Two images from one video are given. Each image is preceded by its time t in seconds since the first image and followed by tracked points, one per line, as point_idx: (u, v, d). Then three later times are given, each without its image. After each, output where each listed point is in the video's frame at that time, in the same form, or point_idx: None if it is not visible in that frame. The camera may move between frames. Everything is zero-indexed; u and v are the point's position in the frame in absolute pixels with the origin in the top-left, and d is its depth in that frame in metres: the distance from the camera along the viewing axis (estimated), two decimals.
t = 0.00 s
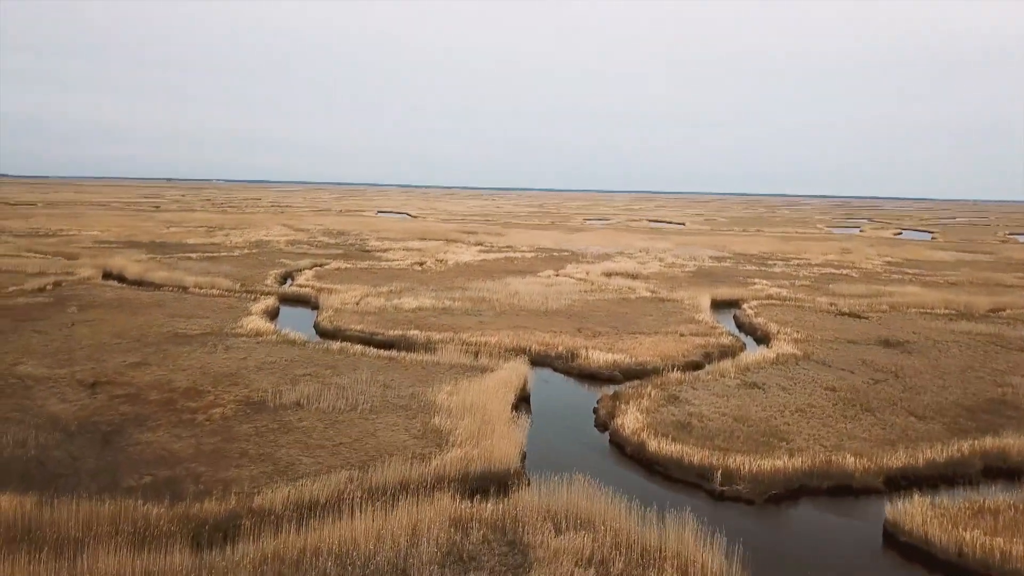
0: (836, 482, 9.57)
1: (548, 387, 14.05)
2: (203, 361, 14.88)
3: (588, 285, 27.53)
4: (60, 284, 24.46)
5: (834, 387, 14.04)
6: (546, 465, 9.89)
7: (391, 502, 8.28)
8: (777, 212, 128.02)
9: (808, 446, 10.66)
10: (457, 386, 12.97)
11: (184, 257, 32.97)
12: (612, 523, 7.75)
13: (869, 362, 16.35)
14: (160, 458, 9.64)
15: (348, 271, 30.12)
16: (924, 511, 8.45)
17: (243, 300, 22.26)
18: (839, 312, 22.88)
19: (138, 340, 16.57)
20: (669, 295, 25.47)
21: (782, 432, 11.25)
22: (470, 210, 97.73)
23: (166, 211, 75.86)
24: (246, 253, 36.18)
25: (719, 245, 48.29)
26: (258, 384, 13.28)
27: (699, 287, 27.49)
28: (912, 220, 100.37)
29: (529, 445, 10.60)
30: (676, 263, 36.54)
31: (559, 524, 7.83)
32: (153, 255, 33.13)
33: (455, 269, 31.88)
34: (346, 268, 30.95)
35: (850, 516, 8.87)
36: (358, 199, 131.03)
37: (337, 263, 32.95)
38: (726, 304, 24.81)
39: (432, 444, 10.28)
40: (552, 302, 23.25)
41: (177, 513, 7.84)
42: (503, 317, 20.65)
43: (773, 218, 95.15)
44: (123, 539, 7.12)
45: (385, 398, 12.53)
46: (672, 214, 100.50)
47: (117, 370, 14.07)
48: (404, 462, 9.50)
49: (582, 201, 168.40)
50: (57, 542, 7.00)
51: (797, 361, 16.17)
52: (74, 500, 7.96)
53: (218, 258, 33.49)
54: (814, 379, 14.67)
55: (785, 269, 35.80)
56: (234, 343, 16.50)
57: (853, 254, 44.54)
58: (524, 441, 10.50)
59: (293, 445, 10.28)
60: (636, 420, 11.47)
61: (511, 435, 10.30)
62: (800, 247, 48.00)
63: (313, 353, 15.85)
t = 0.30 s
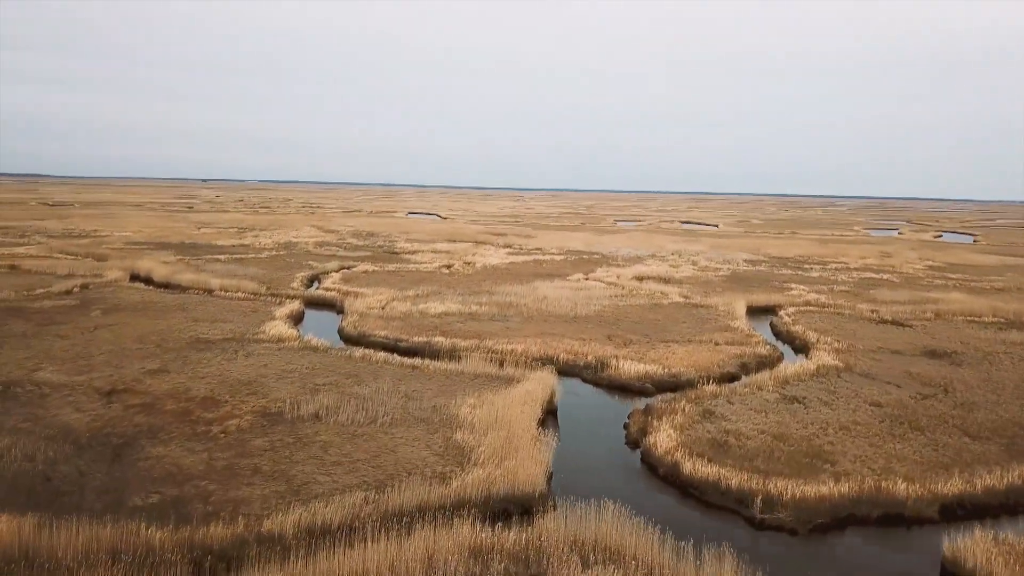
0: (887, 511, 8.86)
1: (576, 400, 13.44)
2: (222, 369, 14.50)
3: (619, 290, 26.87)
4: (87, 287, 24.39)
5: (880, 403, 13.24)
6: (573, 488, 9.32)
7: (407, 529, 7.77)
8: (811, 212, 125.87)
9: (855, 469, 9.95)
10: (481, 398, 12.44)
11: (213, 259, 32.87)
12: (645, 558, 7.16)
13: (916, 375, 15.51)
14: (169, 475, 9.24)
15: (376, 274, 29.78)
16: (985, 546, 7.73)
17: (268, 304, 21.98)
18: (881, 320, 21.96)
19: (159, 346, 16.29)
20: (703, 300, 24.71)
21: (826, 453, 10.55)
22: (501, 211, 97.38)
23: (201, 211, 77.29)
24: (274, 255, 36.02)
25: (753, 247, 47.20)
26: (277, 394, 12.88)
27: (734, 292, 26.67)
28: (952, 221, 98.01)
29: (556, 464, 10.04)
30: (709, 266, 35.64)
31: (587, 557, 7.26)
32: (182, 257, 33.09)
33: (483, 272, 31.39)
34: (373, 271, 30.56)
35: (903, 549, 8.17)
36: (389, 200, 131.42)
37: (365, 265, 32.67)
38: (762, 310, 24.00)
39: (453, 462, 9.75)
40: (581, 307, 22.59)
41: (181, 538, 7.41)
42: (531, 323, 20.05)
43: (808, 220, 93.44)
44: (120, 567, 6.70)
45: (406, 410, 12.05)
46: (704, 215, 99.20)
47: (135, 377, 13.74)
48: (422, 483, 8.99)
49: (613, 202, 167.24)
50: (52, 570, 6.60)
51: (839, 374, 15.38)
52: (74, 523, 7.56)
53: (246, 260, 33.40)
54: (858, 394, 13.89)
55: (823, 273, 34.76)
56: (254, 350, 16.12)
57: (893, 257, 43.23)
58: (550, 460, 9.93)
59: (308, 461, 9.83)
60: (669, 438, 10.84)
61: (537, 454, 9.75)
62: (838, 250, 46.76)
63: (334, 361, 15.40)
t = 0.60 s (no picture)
0: (940, 544, 8.17)
1: (603, 414, 12.84)
2: (239, 377, 14.13)
3: (648, 294, 26.19)
4: (111, 289, 24.27)
5: (927, 420, 12.49)
6: (599, 513, 8.74)
7: (420, 561, 7.25)
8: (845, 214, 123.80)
9: (903, 496, 9.25)
10: (504, 411, 11.91)
11: (238, 261, 32.74)
12: None
13: (963, 389, 14.69)
14: (175, 494, 8.82)
15: (400, 277, 29.40)
16: None
17: (290, 308, 21.67)
18: (922, 328, 21.06)
19: (177, 352, 15.98)
20: (735, 306, 23.95)
21: (872, 477, 9.85)
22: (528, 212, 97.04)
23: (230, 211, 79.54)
24: (298, 257, 35.82)
25: (786, 251, 46.15)
26: (293, 404, 12.46)
27: (767, 298, 25.86)
28: (991, 223, 95.58)
29: (581, 486, 9.47)
30: (741, 271, 34.79)
31: None
32: (207, 259, 33.00)
33: (509, 275, 30.88)
34: (397, 274, 30.18)
35: None
36: (417, 200, 131.63)
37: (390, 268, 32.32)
38: (796, 317, 23.19)
39: (472, 484, 9.23)
40: (609, 313, 21.97)
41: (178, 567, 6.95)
42: (556, 330, 19.47)
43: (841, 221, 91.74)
44: None
45: (425, 424, 11.54)
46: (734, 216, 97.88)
47: (150, 385, 13.40)
48: (439, 507, 8.47)
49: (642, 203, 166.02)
50: None
51: (880, 387, 14.61)
52: (71, 549, 7.16)
53: (271, 262, 33.23)
54: (902, 409, 13.14)
55: (859, 278, 33.73)
56: (273, 358, 15.74)
57: (932, 261, 41.94)
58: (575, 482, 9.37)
59: (321, 480, 9.36)
60: (702, 459, 10.22)
61: (561, 476, 9.19)
62: (874, 254, 45.53)
63: (353, 368, 14.96)
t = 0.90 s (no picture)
0: None
1: (631, 429, 12.22)
2: (255, 386, 13.72)
3: (677, 300, 25.49)
4: (132, 293, 24.06)
5: (976, 440, 11.73)
6: (627, 542, 8.16)
7: None
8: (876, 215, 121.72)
9: (956, 527, 8.56)
10: (527, 426, 11.35)
11: (261, 264, 32.49)
12: None
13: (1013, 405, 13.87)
14: (180, 516, 8.39)
15: (424, 280, 28.98)
16: None
17: (311, 313, 21.30)
18: (965, 338, 20.17)
19: (194, 359, 15.63)
20: (767, 313, 23.19)
21: (921, 505, 9.16)
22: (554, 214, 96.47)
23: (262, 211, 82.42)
24: (322, 260, 35.54)
25: (818, 254, 45.05)
26: (307, 417, 12.01)
27: (800, 304, 25.05)
28: None
29: (607, 511, 8.88)
30: (773, 275, 33.88)
31: None
32: (230, 261, 32.81)
33: (535, 279, 30.32)
34: (421, 277, 29.73)
35: None
36: (443, 202, 131.61)
37: (413, 271, 31.91)
38: (831, 325, 22.37)
39: (492, 508, 8.68)
40: (636, 320, 21.30)
41: None
42: (582, 337, 18.85)
43: (874, 224, 90.01)
44: None
45: (444, 439, 11.02)
46: (763, 219, 96.51)
47: (163, 395, 13.02)
48: (456, 534, 7.95)
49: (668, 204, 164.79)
50: None
51: (925, 403, 13.84)
52: None
53: (295, 264, 32.98)
54: (949, 427, 12.36)
55: (895, 283, 32.72)
56: (290, 366, 15.32)
57: (971, 266, 40.68)
58: (601, 508, 8.78)
59: (332, 500, 8.89)
60: (737, 481, 9.59)
61: (586, 501, 8.63)
62: (910, 258, 44.31)
63: (372, 377, 14.48)
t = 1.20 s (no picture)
0: None
1: (661, 446, 11.61)
2: (271, 396, 13.32)
3: (707, 306, 24.78)
4: (155, 296, 23.89)
5: None
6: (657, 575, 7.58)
7: None
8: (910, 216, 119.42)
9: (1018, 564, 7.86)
10: (551, 444, 10.79)
11: (285, 266, 32.30)
12: None
13: None
14: (185, 539, 7.97)
15: (448, 284, 28.56)
16: None
17: (333, 318, 20.95)
18: (1012, 348, 19.25)
19: (211, 366, 15.29)
20: (802, 320, 22.40)
21: (978, 538, 8.45)
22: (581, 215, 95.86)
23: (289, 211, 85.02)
24: (347, 262, 35.27)
25: (852, 257, 43.93)
26: (323, 430, 11.56)
27: (836, 311, 24.22)
28: None
29: (636, 539, 8.31)
30: (806, 279, 32.98)
31: None
32: (255, 263, 32.63)
33: (561, 283, 29.76)
34: (445, 281, 29.27)
35: None
36: (470, 202, 131.50)
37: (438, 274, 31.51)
38: (869, 333, 21.53)
39: (514, 535, 8.15)
40: (666, 327, 20.64)
41: None
42: (609, 346, 18.24)
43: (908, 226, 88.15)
44: None
45: (464, 456, 10.52)
46: (795, 220, 95.03)
47: (177, 404, 12.67)
48: (474, 566, 7.43)
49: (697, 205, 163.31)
50: None
51: (974, 420, 13.05)
52: None
53: (319, 267, 32.75)
54: (1001, 448, 11.59)
55: (935, 288, 31.66)
56: (309, 374, 14.91)
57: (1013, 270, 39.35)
58: (629, 536, 8.21)
59: (344, 524, 8.40)
60: (776, 507, 8.96)
61: (614, 530, 8.06)
62: (948, 262, 43.04)
63: (391, 387, 14.01)
